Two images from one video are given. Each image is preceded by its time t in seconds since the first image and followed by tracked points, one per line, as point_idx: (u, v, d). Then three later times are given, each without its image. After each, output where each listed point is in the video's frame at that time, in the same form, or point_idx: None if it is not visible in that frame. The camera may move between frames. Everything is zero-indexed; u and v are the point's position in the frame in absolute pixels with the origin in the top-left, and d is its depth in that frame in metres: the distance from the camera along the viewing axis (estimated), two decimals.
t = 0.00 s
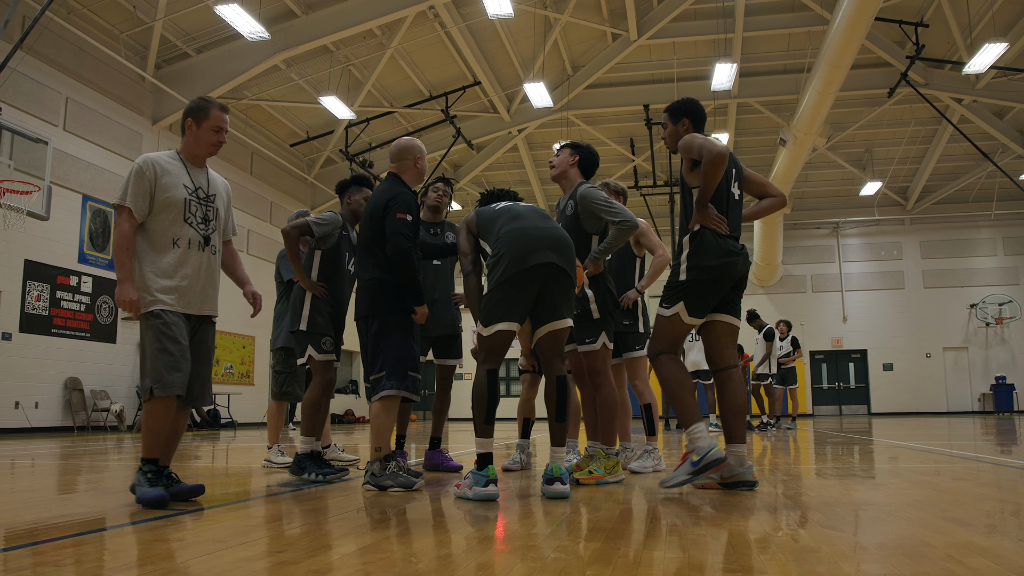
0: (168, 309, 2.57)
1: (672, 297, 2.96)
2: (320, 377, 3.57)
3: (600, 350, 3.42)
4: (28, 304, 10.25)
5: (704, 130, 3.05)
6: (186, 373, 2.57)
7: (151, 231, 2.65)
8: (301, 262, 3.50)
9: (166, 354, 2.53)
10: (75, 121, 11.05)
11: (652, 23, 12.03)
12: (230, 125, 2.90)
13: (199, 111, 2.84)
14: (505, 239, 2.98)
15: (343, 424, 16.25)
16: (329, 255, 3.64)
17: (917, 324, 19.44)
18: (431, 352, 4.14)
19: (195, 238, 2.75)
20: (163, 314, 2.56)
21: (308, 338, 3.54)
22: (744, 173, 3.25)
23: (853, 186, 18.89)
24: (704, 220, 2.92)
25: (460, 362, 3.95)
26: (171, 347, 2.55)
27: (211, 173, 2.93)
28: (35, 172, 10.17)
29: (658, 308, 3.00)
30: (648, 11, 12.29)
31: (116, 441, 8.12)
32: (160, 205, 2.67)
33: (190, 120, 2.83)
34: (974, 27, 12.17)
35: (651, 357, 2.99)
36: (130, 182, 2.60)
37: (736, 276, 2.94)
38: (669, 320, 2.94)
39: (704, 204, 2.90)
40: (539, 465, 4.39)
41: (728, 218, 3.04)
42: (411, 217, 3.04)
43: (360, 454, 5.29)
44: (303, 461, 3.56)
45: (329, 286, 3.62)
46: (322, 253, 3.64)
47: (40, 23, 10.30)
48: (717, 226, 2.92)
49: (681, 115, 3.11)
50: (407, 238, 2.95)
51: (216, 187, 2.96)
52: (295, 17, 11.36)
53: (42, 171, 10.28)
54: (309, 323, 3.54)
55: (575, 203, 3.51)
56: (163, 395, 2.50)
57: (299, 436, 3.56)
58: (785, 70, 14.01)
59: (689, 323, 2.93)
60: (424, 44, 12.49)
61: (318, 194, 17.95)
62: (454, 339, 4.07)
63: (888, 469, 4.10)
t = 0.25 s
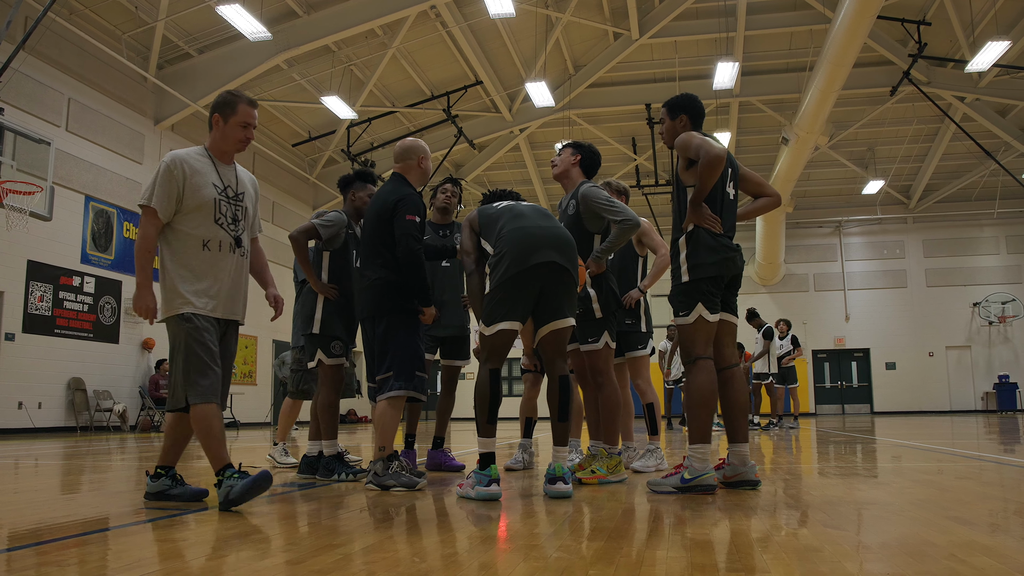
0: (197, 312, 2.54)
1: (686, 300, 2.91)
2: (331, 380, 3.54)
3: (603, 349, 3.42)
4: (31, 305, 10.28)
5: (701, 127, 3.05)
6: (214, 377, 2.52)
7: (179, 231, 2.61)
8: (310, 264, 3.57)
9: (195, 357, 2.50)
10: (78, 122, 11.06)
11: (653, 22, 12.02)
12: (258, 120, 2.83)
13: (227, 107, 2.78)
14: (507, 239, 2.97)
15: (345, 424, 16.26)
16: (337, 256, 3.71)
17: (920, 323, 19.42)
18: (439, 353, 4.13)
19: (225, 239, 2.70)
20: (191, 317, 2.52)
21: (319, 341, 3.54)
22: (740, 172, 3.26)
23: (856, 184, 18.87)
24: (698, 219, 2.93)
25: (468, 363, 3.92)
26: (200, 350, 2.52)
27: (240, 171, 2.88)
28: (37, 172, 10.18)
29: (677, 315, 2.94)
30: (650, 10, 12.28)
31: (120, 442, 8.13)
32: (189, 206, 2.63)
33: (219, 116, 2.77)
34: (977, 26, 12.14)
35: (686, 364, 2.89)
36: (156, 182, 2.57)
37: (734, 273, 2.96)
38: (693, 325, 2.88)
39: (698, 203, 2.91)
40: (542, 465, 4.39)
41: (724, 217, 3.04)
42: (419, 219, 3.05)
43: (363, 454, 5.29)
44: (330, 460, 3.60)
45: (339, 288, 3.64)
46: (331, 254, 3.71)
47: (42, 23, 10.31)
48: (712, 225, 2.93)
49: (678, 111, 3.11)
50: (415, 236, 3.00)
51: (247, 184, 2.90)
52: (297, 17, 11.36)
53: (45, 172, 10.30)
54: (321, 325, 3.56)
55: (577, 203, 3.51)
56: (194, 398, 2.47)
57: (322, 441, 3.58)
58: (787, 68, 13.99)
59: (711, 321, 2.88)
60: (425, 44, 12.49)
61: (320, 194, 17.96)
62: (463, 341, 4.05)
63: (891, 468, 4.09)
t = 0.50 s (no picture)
0: (235, 306, 2.46)
1: (684, 300, 2.91)
2: (337, 379, 3.64)
3: (606, 348, 3.40)
4: (34, 305, 10.30)
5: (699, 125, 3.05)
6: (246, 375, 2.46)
7: (216, 222, 2.52)
8: (320, 267, 3.59)
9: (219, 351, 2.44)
10: (80, 122, 11.07)
11: (655, 21, 12.02)
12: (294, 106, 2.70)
13: (260, 90, 2.65)
14: (510, 239, 2.97)
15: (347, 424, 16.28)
16: (345, 257, 3.71)
17: (922, 322, 19.39)
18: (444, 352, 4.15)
19: (260, 230, 2.61)
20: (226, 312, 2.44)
21: (328, 342, 3.62)
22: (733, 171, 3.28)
23: (857, 183, 18.86)
24: (694, 217, 2.93)
25: (471, 363, 3.95)
26: (231, 345, 2.44)
27: (273, 158, 2.76)
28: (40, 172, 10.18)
29: (676, 315, 2.94)
30: (651, 9, 12.28)
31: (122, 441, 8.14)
32: (224, 196, 2.53)
33: (252, 102, 2.65)
34: (979, 24, 12.13)
35: (687, 364, 2.88)
36: (192, 171, 2.46)
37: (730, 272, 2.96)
38: (690, 325, 2.88)
39: (696, 201, 2.91)
40: (543, 465, 4.39)
41: (719, 217, 3.05)
42: (422, 217, 3.05)
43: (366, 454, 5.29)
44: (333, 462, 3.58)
45: (348, 289, 3.68)
46: (340, 255, 3.71)
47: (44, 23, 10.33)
48: (709, 224, 2.93)
49: (675, 107, 3.10)
50: (420, 236, 2.95)
51: (280, 172, 2.80)
52: (298, 17, 11.37)
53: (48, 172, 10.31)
54: (331, 327, 3.63)
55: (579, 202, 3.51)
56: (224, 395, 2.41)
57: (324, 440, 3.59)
58: (789, 68, 13.99)
59: (710, 321, 2.88)
60: (426, 44, 12.49)
61: (321, 194, 17.97)
62: (466, 342, 4.07)
63: (893, 468, 4.09)
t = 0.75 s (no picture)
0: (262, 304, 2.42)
1: (681, 299, 2.91)
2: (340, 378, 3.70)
3: (607, 347, 3.41)
4: (35, 305, 10.31)
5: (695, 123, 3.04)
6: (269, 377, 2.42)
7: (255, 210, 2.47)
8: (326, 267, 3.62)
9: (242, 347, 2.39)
10: (81, 122, 11.08)
11: (656, 21, 12.01)
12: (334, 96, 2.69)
13: (300, 79, 2.62)
14: (513, 239, 2.97)
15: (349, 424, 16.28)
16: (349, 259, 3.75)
17: (923, 321, 19.38)
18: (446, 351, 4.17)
19: (298, 220, 2.57)
20: (257, 305, 2.40)
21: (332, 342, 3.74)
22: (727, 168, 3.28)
23: (859, 183, 18.87)
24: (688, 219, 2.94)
25: (473, 363, 3.96)
26: (255, 344, 2.39)
27: (308, 148, 2.74)
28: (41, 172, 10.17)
29: (671, 315, 2.95)
30: (653, 8, 12.27)
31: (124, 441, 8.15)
32: (266, 182, 2.49)
33: (292, 91, 2.62)
34: (981, 24, 12.12)
35: (685, 365, 2.88)
36: (235, 155, 2.42)
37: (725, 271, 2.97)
38: (685, 324, 2.89)
39: (691, 202, 2.91)
40: (545, 464, 4.38)
41: (714, 216, 3.06)
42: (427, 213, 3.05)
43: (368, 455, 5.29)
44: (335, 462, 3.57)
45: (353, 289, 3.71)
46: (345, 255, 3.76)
47: (46, 23, 10.34)
48: (703, 224, 2.94)
49: (669, 104, 3.10)
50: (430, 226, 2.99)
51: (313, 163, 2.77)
52: (299, 17, 11.38)
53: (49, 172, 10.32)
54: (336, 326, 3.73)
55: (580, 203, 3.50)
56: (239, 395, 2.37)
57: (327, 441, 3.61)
58: (790, 67, 13.98)
59: (705, 321, 2.89)
60: (428, 44, 12.49)
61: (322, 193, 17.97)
62: (467, 341, 4.08)
63: (895, 467, 4.09)
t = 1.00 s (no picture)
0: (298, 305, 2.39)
1: (678, 299, 2.91)
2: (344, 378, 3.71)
3: (608, 347, 3.41)
4: (37, 305, 10.33)
5: (687, 122, 3.04)
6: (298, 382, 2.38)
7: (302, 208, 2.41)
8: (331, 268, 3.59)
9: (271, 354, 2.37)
10: (82, 122, 11.10)
11: (657, 20, 12.00)
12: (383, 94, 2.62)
13: (349, 77, 2.56)
14: (513, 240, 2.97)
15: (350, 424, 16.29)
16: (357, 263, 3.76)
17: (925, 320, 19.36)
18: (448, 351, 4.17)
19: (344, 221, 2.52)
20: (295, 308, 2.38)
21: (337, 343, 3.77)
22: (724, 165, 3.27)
23: (860, 182, 18.87)
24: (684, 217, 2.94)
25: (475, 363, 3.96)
26: (287, 348, 2.37)
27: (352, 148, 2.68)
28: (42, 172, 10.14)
29: (668, 314, 2.94)
30: (653, 8, 12.25)
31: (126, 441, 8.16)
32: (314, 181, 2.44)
33: (341, 90, 2.56)
34: (982, 22, 12.10)
35: (682, 364, 2.88)
36: (285, 151, 2.35)
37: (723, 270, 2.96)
38: (683, 324, 2.89)
39: (687, 201, 2.91)
40: (546, 463, 4.37)
41: (711, 215, 3.05)
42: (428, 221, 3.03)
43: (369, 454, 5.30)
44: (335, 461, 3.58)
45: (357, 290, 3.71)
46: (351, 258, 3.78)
47: (47, 23, 10.36)
48: (700, 222, 2.92)
49: (659, 103, 3.10)
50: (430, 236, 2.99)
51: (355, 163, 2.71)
52: (300, 16, 11.39)
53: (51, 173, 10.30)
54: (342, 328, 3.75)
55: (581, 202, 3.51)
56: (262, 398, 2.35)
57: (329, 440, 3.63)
58: (792, 66, 13.97)
59: (703, 320, 2.89)
60: (429, 43, 12.49)
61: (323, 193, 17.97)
62: (469, 341, 4.08)
63: (897, 466, 4.08)
